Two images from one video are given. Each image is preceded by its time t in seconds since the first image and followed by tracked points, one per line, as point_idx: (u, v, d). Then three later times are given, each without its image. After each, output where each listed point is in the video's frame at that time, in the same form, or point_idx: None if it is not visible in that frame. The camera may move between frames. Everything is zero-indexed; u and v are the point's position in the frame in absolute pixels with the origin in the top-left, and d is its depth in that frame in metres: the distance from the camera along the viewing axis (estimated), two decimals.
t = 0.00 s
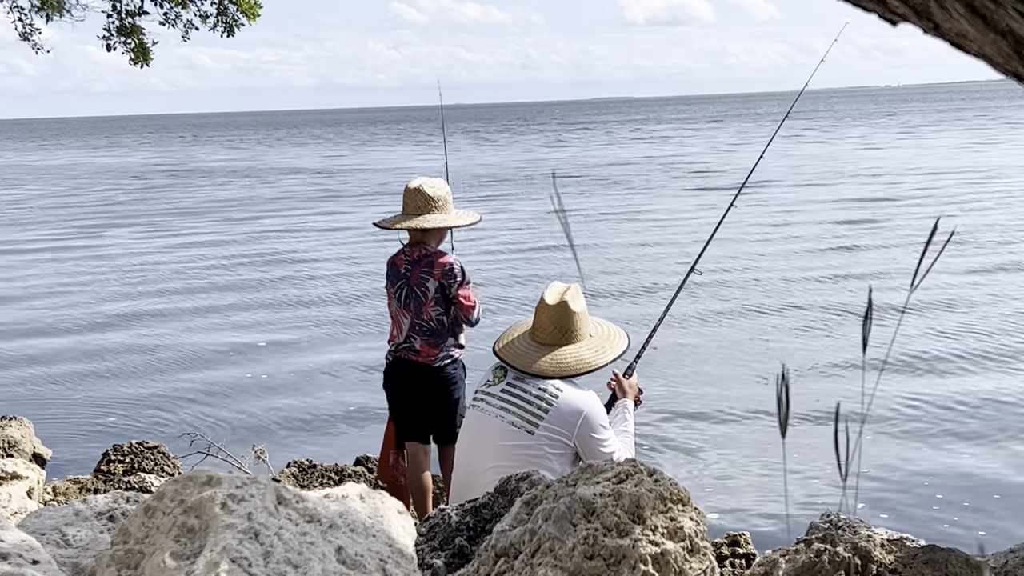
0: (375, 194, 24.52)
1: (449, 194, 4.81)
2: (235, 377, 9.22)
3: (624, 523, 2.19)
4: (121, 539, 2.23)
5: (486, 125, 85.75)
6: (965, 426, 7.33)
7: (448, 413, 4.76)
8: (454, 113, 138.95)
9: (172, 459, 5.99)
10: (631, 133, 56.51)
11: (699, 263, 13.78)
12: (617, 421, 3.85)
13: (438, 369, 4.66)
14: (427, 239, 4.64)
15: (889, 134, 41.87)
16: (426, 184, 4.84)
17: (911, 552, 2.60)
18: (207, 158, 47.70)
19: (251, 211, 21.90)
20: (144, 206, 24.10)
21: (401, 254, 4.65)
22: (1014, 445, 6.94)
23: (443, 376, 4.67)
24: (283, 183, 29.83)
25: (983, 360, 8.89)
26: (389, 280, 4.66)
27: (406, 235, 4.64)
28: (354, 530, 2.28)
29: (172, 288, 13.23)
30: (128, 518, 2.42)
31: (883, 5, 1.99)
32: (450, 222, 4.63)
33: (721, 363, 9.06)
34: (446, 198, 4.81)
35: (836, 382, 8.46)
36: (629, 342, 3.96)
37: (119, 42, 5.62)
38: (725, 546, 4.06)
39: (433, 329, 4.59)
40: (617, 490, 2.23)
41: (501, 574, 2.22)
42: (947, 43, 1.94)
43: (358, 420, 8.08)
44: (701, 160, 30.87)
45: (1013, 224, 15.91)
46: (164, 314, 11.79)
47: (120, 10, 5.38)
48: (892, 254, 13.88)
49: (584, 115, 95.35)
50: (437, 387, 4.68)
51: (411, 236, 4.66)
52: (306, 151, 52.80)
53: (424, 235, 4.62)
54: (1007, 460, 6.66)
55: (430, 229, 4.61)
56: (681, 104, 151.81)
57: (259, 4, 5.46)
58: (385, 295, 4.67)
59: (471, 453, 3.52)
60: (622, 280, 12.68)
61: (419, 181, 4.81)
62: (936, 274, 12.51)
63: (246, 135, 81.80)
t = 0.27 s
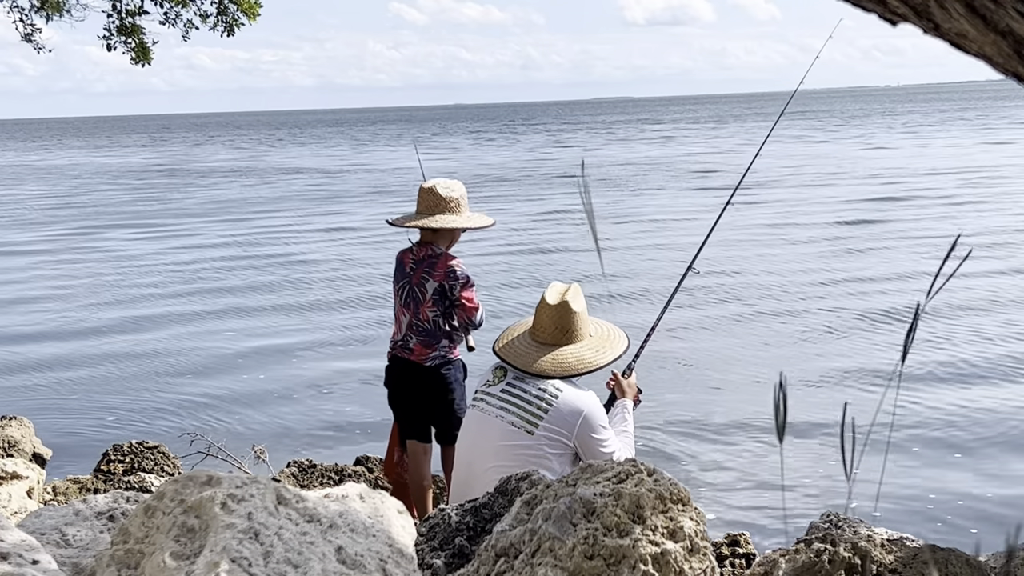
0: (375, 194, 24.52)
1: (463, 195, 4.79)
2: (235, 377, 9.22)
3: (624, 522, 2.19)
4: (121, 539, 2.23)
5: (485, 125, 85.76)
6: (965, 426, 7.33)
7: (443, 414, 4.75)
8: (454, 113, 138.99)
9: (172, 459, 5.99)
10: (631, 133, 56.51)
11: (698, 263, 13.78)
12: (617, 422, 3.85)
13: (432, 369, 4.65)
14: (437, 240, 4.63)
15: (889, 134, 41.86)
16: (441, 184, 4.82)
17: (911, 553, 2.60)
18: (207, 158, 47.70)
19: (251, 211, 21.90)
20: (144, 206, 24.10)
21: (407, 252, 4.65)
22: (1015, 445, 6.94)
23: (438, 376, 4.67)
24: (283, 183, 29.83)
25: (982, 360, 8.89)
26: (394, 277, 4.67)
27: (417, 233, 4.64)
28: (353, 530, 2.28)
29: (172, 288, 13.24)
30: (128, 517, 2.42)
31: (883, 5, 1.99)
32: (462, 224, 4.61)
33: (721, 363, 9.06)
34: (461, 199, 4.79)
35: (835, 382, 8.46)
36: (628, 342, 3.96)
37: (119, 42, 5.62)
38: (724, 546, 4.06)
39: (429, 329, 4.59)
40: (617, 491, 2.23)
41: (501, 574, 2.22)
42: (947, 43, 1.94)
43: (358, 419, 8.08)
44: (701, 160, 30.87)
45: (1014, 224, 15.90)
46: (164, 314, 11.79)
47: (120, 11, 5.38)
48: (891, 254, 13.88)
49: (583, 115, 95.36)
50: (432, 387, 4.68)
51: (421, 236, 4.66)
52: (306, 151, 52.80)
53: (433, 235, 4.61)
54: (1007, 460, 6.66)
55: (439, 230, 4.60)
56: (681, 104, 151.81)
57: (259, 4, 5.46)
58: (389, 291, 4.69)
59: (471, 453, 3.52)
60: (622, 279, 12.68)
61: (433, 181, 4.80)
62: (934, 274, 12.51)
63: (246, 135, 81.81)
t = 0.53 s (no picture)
0: (374, 195, 24.54)
1: (469, 194, 4.77)
2: (234, 377, 9.22)
3: (624, 523, 2.19)
4: (121, 539, 2.23)
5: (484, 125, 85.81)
6: (963, 426, 7.34)
7: (455, 412, 4.76)
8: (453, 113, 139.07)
9: (172, 459, 5.99)
10: (630, 133, 56.58)
11: (696, 263, 13.79)
12: (617, 421, 3.85)
13: (448, 366, 4.66)
14: (443, 239, 4.61)
15: (887, 134, 41.92)
16: (447, 183, 4.81)
17: (911, 552, 2.60)
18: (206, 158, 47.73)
19: (250, 211, 21.92)
20: (143, 206, 24.11)
21: (415, 250, 4.63)
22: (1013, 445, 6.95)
23: (453, 372, 4.68)
24: (282, 183, 29.86)
25: (980, 360, 8.91)
26: (401, 276, 4.65)
27: (423, 232, 4.62)
28: (353, 530, 2.28)
29: (171, 288, 13.25)
30: (128, 518, 2.42)
31: (883, 5, 1.99)
32: (468, 224, 4.60)
33: (719, 363, 9.07)
34: (467, 198, 4.77)
35: (833, 382, 8.48)
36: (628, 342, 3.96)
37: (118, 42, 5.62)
38: (724, 546, 4.06)
39: (444, 327, 4.59)
40: (617, 490, 2.23)
41: (501, 574, 2.22)
42: (947, 43, 1.94)
43: (358, 419, 8.09)
44: (700, 160, 30.92)
45: (1011, 224, 15.93)
46: (163, 314, 11.80)
47: (120, 10, 5.38)
48: (889, 254, 13.91)
49: (582, 115, 95.43)
50: (447, 384, 4.69)
51: (427, 235, 4.64)
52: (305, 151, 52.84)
53: (439, 234, 4.60)
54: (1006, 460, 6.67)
55: (448, 229, 4.59)
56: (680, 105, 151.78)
57: (259, 4, 5.45)
58: (396, 291, 4.66)
59: (471, 453, 3.52)
60: (620, 279, 12.69)
61: (439, 179, 4.79)
62: (931, 274, 12.54)
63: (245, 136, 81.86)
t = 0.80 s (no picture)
0: (374, 195, 24.54)
1: (472, 194, 4.77)
2: (234, 376, 9.23)
3: (624, 523, 2.19)
4: (121, 539, 2.23)
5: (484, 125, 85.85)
6: (962, 426, 7.35)
7: (457, 411, 4.76)
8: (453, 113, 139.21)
9: (172, 459, 5.99)
10: (630, 133, 56.57)
11: (695, 262, 13.81)
12: (617, 421, 3.85)
13: (449, 365, 4.66)
14: (445, 238, 4.62)
15: (887, 134, 41.91)
16: (450, 182, 4.81)
17: (912, 552, 2.60)
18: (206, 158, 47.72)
19: (250, 211, 21.92)
20: (143, 206, 24.12)
21: (416, 249, 4.63)
22: (1013, 445, 6.95)
23: (454, 371, 4.68)
24: (282, 183, 29.86)
25: (978, 360, 8.93)
26: (402, 274, 4.65)
27: (426, 231, 4.62)
28: (353, 530, 2.28)
29: (171, 288, 13.26)
30: (128, 518, 2.42)
31: (883, 5, 1.99)
32: (470, 223, 4.60)
33: (718, 362, 9.08)
34: (470, 198, 4.77)
35: (833, 381, 8.48)
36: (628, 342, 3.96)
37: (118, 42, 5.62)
38: (725, 546, 4.06)
39: (445, 325, 4.60)
40: (617, 491, 2.23)
41: (501, 574, 2.22)
42: (946, 43, 1.94)
43: (358, 419, 8.09)
44: (700, 160, 30.92)
45: (1011, 224, 15.93)
46: (163, 314, 11.80)
47: (120, 10, 5.38)
48: (887, 253, 13.94)
49: (581, 115, 95.49)
50: (448, 383, 4.69)
51: (428, 233, 4.65)
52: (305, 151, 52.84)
53: (441, 234, 4.61)
54: (1004, 461, 6.68)
55: (450, 228, 4.59)
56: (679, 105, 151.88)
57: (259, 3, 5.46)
58: (397, 290, 4.66)
59: (471, 453, 3.52)
60: (620, 279, 12.69)
61: (442, 180, 4.79)
62: (929, 274, 12.57)
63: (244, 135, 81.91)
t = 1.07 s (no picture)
0: (374, 195, 24.54)
1: (472, 193, 4.78)
2: (235, 377, 9.23)
3: (624, 523, 2.19)
4: (122, 539, 2.23)
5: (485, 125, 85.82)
6: (962, 426, 7.35)
7: (457, 411, 4.75)
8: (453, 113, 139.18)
9: (172, 459, 5.99)
10: (630, 133, 56.56)
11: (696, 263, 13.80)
12: (617, 421, 3.85)
13: (448, 365, 4.66)
14: (446, 238, 4.63)
15: (888, 134, 41.92)
16: (450, 181, 4.82)
17: (912, 552, 2.60)
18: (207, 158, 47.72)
19: (250, 211, 21.92)
20: (143, 206, 24.12)
21: (416, 249, 4.64)
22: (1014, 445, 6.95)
23: (453, 371, 4.68)
24: (282, 183, 29.86)
25: (979, 360, 8.93)
26: (403, 274, 4.67)
27: (426, 231, 4.63)
28: (354, 530, 2.28)
29: (171, 288, 13.26)
30: (128, 517, 2.43)
31: (883, 5, 1.99)
32: (470, 222, 4.60)
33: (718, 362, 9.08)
34: (470, 197, 4.78)
35: (833, 381, 8.49)
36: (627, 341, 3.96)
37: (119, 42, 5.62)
38: (725, 546, 4.06)
39: (444, 325, 4.60)
40: (617, 491, 2.23)
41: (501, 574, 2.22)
42: (947, 43, 1.94)
43: (358, 419, 8.10)
44: (700, 160, 30.92)
45: (1012, 224, 15.93)
46: (163, 315, 11.80)
47: (120, 11, 5.38)
48: (888, 253, 13.92)
49: (582, 115, 95.45)
50: (447, 383, 4.68)
51: (429, 233, 4.66)
52: (305, 151, 52.85)
53: (442, 233, 4.61)
54: (1005, 461, 6.68)
55: (449, 227, 4.60)
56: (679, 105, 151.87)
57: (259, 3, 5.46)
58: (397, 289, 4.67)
59: (471, 453, 3.52)
60: (620, 279, 12.70)
61: (442, 178, 4.80)
62: (931, 273, 12.56)
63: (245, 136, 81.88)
